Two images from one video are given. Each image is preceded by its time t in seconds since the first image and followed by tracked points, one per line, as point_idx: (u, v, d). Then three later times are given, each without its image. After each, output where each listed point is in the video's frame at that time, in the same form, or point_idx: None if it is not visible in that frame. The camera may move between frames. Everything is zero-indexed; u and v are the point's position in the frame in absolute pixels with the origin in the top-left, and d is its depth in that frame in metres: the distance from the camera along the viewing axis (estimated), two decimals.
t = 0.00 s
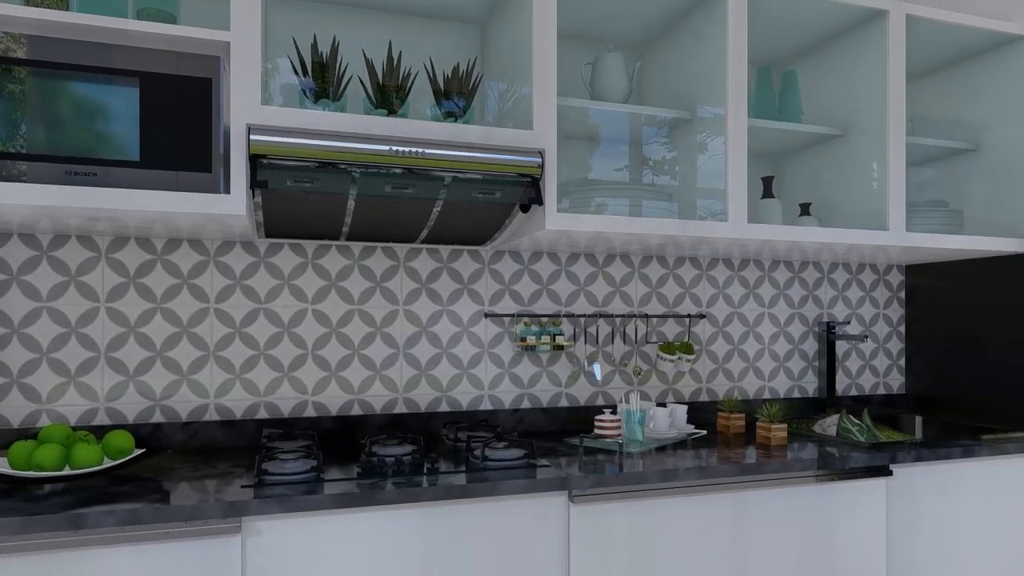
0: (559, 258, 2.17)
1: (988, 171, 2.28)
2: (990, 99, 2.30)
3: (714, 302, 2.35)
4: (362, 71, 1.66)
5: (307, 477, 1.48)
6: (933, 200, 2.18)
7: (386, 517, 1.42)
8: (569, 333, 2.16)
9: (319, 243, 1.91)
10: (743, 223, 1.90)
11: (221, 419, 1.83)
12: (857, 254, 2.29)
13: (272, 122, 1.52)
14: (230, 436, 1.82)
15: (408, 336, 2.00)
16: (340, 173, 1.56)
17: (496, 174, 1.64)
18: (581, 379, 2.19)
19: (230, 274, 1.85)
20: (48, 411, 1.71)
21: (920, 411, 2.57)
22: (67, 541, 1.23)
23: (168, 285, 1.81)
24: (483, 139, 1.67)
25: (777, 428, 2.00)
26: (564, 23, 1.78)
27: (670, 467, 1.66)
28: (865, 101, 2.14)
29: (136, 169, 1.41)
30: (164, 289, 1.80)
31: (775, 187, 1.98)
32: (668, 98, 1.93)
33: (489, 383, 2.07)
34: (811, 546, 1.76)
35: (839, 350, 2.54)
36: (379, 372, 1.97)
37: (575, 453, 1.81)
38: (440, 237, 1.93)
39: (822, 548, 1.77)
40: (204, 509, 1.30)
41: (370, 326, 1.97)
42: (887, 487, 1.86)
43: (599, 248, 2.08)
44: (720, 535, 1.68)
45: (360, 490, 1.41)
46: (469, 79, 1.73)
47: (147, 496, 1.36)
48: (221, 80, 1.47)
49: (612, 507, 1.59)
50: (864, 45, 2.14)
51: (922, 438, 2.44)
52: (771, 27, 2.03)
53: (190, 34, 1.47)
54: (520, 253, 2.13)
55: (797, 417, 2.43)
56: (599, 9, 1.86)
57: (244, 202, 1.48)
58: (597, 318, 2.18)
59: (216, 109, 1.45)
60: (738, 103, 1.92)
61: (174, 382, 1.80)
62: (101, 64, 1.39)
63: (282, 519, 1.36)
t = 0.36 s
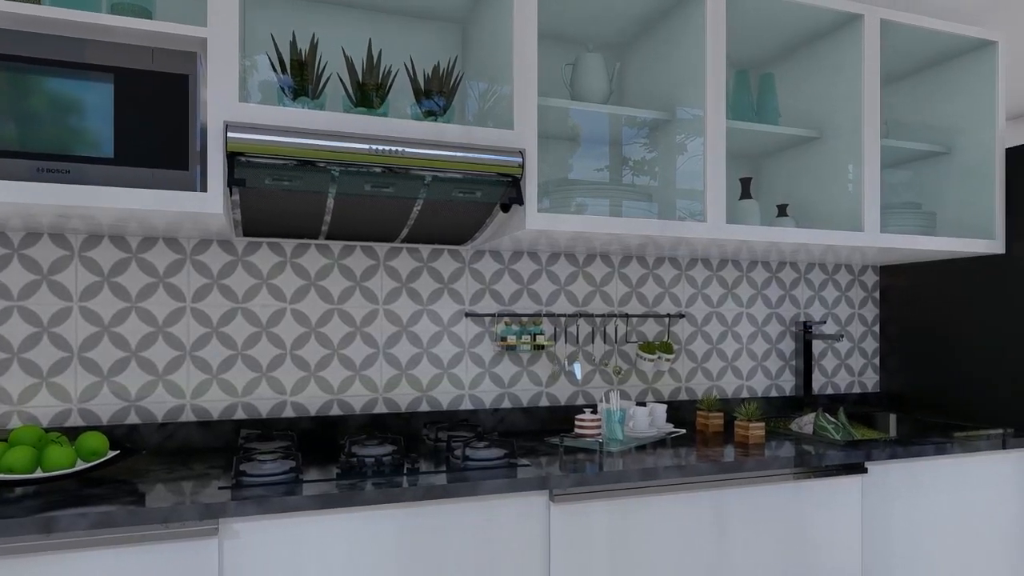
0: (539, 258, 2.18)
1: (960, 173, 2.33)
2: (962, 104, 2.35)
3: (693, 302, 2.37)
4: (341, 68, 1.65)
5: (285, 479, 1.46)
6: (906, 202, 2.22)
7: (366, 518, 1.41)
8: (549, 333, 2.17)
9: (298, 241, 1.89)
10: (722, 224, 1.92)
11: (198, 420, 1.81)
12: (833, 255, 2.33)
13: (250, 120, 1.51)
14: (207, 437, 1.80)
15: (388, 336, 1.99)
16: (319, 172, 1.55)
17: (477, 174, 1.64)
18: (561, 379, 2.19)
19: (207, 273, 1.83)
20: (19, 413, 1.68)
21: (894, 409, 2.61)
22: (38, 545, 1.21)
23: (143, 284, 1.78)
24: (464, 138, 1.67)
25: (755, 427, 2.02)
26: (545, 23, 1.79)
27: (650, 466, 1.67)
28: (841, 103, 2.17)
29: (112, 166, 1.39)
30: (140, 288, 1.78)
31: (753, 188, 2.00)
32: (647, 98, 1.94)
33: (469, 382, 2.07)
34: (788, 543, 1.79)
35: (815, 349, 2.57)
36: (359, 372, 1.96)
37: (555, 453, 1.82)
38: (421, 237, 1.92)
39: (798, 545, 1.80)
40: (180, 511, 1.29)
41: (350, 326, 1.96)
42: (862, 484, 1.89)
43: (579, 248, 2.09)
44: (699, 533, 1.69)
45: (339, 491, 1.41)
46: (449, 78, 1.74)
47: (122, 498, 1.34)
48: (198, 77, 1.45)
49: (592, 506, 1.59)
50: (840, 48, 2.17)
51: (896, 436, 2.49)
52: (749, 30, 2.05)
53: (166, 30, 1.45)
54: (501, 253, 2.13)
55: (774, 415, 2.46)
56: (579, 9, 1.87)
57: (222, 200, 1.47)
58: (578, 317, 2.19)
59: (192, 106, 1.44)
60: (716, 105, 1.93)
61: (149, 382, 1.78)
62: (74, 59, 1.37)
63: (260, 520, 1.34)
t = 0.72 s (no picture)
0: (520, 258, 2.18)
1: (935, 176, 2.37)
2: (936, 107, 2.39)
3: (673, 301, 2.39)
4: (322, 66, 1.65)
5: (264, 480, 1.45)
6: (882, 203, 2.26)
7: (346, 519, 1.40)
8: (530, 333, 2.17)
9: (277, 240, 1.88)
10: (702, 224, 1.93)
11: (175, 421, 1.78)
12: (810, 255, 2.36)
13: (228, 117, 1.49)
14: (185, 438, 1.78)
15: (368, 335, 1.98)
16: (298, 170, 1.54)
17: (458, 173, 1.63)
18: (543, 378, 2.20)
19: (184, 271, 1.81)
20: None
21: (870, 407, 2.65)
22: (11, 549, 1.18)
23: (119, 283, 1.76)
24: (445, 137, 1.67)
25: (734, 425, 2.04)
26: (526, 23, 1.79)
27: (631, 465, 1.68)
28: (818, 105, 2.20)
29: (86, 162, 1.37)
30: (115, 287, 1.75)
31: (732, 188, 2.02)
32: (627, 99, 1.95)
33: (450, 382, 2.07)
34: (767, 540, 1.80)
35: (793, 349, 2.60)
36: (339, 372, 1.95)
37: (536, 452, 1.82)
38: (402, 236, 1.91)
39: (777, 542, 1.82)
40: (158, 513, 1.27)
41: (330, 325, 1.94)
42: (839, 481, 1.92)
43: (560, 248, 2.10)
44: (679, 531, 1.70)
45: (320, 491, 1.40)
46: (430, 77, 1.75)
47: (97, 500, 1.32)
48: (175, 72, 1.44)
49: (574, 505, 1.60)
50: (817, 51, 2.20)
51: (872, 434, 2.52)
52: (729, 32, 2.07)
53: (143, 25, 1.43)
54: (482, 252, 2.13)
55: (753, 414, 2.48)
56: (560, 10, 1.88)
57: (199, 197, 1.45)
58: (559, 317, 2.20)
59: (170, 102, 1.42)
60: (696, 106, 1.95)
61: (125, 383, 1.75)
62: (48, 54, 1.34)
63: (238, 522, 1.33)
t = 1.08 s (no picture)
0: (502, 257, 2.18)
1: (910, 178, 2.41)
2: (911, 110, 2.43)
3: (654, 301, 2.41)
4: (302, 64, 1.68)
5: (243, 481, 1.44)
6: (860, 204, 2.29)
7: (327, 519, 1.39)
8: (512, 332, 2.17)
9: (257, 238, 1.86)
10: (682, 224, 1.95)
11: (153, 422, 1.76)
12: (789, 255, 2.38)
13: (206, 114, 1.47)
14: (163, 438, 1.76)
15: (350, 335, 1.97)
16: (278, 168, 1.53)
17: (440, 172, 1.63)
18: (525, 378, 2.20)
19: (162, 270, 1.79)
20: None
21: (847, 406, 2.69)
22: None
23: (95, 282, 1.73)
24: (426, 136, 1.67)
25: (715, 424, 2.06)
26: (508, 22, 1.79)
27: (612, 463, 1.68)
28: (796, 107, 2.22)
29: (61, 159, 1.35)
30: (91, 286, 1.73)
31: (712, 189, 2.04)
32: (609, 99, 1.97)
33: (432, 382, 2.06)
34: (746, 538, 1.82)
35: (773, 348, 2.63)
36: (320, 372, 1.94)
37: (518, 451, 1.82)
38: (383, 235, 1.91)
39: (756, 540, 1.83)
40: (135, 515, 1.25)
41: (311, 325, 1.93)
42: (818, 479, 1.94)
43: (542, 247, 2.10)
44: (659, 530, 1.71)
45: (300, 491, 1.39)
46: (412, 76, 1.74)
47: (72, 503, 1.30)
48: (153, 69, 1.42)
49: (556, 503, 1.60)
50: (795, 54, 2.23)
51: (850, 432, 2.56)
52: (709, 34, 2.09)
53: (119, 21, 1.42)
54: (464, 251, 2.13)
55: (733, 413, 2.51)
56: (542, 9, 1.88)
57: (178, 196, 1.44)
58: (541, 316, 2.20)
59: (147, 99, 1.40)
60: (677, 107, 1.96)
61: (100, 383, 1.72)
62: (21, 48, 1.32)
63: (217, 523, 1.31)
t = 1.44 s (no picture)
0: (485, 256, 2.18)
1: (889, 175, 2.46)
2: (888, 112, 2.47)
3: (636, 300, 2.42)
4: (283, 61, 1.66)
5: (223, 481, 1.42)
6: (839, 204, 2.32)
7: (308, 520, 1.39)
8: (495, 331, 2.17)
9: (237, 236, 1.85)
10: (664, 224, 1.96)
11: (130, 422, 1.74)
12: (769, 255, 2.41)
13: (185, 110, 1.46)
14: (141, 439, 1.74)
15: (331, 334, 1.96)
16: (259, 165, 1.51)
17: (423, 170, 1.63)
18: (508, 376, 2.20)
19: (140, 268, 1.77)
20: None
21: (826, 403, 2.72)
22: None
23: (71, 280, 1.70)
24: (408, 134, 1.66)
25: (696, 422, 2.08)
26: (490, 21, 1.79)
27: (594, 462, 1.69)
28: (776, 108, 2.25)
29: (36, 155, 1.33)
30: (67, 284, 1.70)
31: (694, 188, 2.06)
32: (591, 99, 1.97)
33: (415, 380, 2.06)
34: (726, 535, 1.84)
35: (754, 347, 2.66)
36: (301, 371, 1.92)
37: (501, 450, 1.82)
38: (365, 233, 1.90)
39: (736, 537, 1.85)
40: (112, 517, 1.23)
41: (292, 324, 1.92)
42: (797, 476, 1.96)
43: (524, 246, 2.11)
44: (641, 528, 1.72)
45: (281, 492, 1.38)
46: (394, 74, 1.74)
47: (48, 504, 1.28)
48: (130, 64, 1.40)
49: (538, 501, 1.60)
50: (775, 56, 2.25)
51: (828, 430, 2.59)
52: (690, 35, 2.10)
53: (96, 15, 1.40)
54: (447, 250, 2.13)
55: (714, 411, 2.53)
56: (524, 9, 1.89)
57: (156, 193, 1.42)
58: (524, 315, 2.21)
59: (124, 95, 1.39)
60: (659, 107, 1.97)
61: (76, 383, 1.70)
62: None
63: (196, 524, 1.30)
